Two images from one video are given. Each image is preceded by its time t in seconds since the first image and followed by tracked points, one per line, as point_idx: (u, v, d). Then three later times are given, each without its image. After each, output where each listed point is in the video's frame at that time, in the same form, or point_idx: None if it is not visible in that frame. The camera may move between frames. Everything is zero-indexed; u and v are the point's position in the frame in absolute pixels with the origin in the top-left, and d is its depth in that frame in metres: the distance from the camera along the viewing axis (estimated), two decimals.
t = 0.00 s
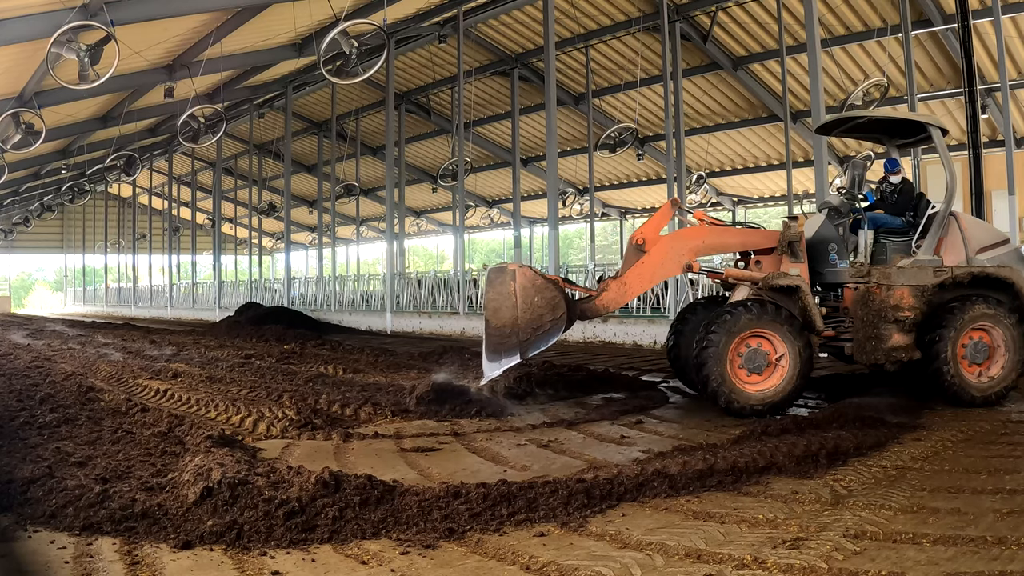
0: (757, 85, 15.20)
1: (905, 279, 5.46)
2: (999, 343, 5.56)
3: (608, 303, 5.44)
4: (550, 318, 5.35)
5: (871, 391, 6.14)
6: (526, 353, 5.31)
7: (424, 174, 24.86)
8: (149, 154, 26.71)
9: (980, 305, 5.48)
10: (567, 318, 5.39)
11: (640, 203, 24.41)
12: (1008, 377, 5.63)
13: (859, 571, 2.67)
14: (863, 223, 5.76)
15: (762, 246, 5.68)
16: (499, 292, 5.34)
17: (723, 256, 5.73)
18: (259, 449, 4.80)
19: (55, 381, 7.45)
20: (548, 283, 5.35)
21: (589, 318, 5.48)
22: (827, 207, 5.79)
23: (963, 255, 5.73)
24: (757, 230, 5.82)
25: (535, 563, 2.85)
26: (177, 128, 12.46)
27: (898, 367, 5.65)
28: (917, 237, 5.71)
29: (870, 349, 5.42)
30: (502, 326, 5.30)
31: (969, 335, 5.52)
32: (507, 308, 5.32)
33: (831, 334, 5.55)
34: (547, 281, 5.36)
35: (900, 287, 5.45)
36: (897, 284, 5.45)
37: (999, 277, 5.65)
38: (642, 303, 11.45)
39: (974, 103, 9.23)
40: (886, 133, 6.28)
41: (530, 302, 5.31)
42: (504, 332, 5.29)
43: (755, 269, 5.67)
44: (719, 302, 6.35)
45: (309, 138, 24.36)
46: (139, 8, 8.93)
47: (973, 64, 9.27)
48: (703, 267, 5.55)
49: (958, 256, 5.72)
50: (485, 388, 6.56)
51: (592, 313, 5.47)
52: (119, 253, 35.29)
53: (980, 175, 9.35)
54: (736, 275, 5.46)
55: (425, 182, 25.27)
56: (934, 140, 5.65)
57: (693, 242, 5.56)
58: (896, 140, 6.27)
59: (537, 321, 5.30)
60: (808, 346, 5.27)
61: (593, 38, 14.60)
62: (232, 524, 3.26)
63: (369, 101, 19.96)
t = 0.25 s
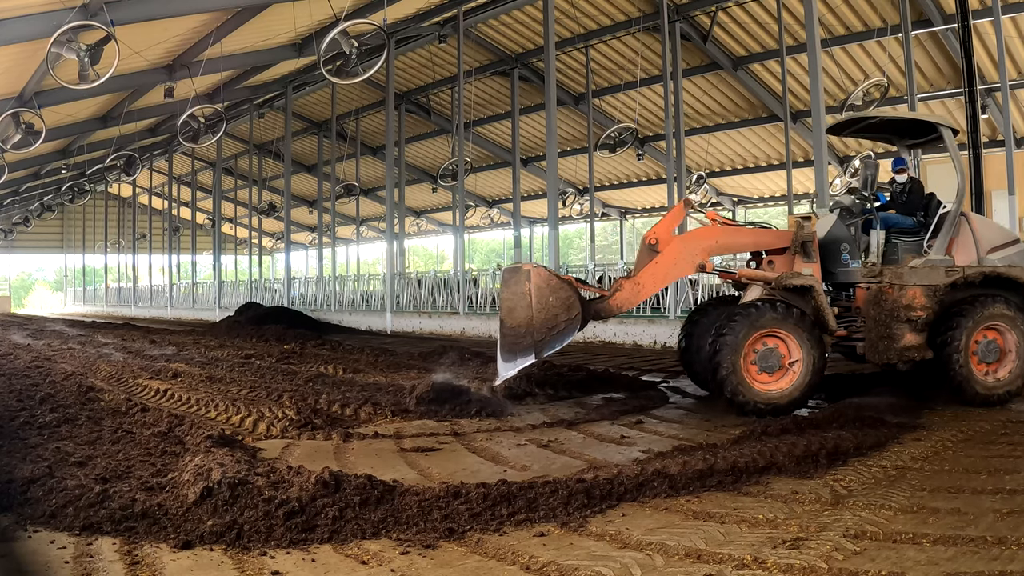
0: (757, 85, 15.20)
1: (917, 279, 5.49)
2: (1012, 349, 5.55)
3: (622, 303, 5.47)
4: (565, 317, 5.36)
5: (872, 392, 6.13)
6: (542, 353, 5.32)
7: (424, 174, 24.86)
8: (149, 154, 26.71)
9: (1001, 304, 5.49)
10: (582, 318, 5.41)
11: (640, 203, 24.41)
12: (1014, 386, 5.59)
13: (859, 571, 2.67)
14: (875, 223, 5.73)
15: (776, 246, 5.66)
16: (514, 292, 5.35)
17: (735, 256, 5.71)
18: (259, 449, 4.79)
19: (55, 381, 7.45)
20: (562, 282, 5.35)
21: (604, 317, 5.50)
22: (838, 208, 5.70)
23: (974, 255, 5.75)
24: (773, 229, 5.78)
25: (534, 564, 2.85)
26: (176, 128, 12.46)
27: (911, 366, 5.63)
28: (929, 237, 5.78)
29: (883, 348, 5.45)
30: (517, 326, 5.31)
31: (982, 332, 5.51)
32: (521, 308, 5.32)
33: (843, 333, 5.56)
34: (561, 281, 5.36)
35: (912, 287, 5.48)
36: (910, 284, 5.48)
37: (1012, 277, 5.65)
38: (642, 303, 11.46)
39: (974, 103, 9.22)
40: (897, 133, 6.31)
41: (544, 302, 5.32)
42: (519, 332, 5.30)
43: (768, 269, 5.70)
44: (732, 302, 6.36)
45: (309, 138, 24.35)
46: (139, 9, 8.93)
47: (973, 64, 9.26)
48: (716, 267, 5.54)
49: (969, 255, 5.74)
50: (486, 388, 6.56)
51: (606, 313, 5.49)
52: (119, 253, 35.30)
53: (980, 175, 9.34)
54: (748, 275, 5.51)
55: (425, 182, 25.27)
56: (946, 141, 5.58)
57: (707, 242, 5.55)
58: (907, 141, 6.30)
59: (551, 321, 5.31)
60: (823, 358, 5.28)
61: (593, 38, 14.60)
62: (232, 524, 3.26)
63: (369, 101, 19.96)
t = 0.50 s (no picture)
0: (757, 86, 15.20)
1: (934, 279, 5.53)
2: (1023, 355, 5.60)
3: (641, 302, 5.43)
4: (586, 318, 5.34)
5: (873, 392, 6.13)
6: (563, 354, 5.30)
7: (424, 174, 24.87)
8: (149, 154, 26.71)
9: None
10: (602, 318, 5.38)
11: (641, 203, 24.42)
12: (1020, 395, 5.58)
13: (859, 571, 2.67)
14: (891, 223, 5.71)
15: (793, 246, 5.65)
16: (533, 294, 5.32)
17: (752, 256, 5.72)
18: (259, 449, 4.79)
19: (55, 381, 7.45)
20: (582, 283, 5.33)
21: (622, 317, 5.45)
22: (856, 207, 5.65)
23: (989, 255, 5.79)
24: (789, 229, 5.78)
25: (534, 564, 2.85)
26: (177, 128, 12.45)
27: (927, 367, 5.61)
28: (944, 237, 5.73)
29: (899, 348, 5.43)
30: (537, 327, 5.28)
31: (1002, 331, 5.55)
32: (541, 309, 5.29)
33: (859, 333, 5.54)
34: (581, 281, 5.34)
35: (928, 287, 5.49)
36: (925, 283, 5.50)
37: None
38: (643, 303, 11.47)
39: (974, 103, 9.22)
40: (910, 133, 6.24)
41: (565, 303, 5.30)
42: (540, 334, 5.27)
43: (785, 269, 5.68)
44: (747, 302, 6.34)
45: (309, 138, 24.35)
46: (139, 9, 8.93)
47: (973, 64, 9.25)
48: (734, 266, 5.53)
49: (985, 256, 5.78)
50: (486, 387, 6.56)
51: (624, 313, 5.44)
52: (119, 254, 35.31)
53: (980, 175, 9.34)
54: (766, 275, 5.54)
55: (425, 182, 25.28)
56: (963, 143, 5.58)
57: (726, 241, 5.53)
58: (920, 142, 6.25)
59: (572, 321, 5.29)
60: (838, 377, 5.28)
61: (593, 38, 14.59)
62: (232, 524, 3.26)
63: (369, 100, 19.96)
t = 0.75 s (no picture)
0: (757, 86, 15.20)
1: (950, 279, 5.48)
2: None
3: (664, 302, 5.44)
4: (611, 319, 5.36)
5: (874, 392, 6.12)
6: (590, 356, 5.32)
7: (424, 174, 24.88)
8: (149, 154, 26.72)
9: None
10: (627, 318, 5.41)
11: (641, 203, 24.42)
12: None
13: (860, 571, 2.67)
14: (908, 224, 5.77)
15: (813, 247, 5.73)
16: (558, 298, 5.31)
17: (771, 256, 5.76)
18: (259, 449, 4.79)
19: (55, 381, 7.45)
20: (606, 284, 5.35)
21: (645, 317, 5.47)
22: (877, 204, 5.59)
23: (1006, 255, 5.80)
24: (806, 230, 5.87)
25: (534, 563, 2.85)
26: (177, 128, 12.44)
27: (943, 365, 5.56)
28: (961, 238, 5.75)
29: (917, 348, 5.37)
30: (563, 331, 5.28)
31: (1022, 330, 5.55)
32: (567, 313, 5.30)
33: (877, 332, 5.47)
34: (604, 283, 5.36)
35: (945, 287, 5.39)
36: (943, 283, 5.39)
37: None
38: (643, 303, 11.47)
39: (975, 103, 9.22)
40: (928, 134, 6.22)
41: (589, 305, 5.32)
42: (566, 337, 5.28)
43: (805, 269, 5.75)
44: (766, 302, 6.33)
45: (309, 138, 24.36)
46: (139, 9, 8.93)
47: (973, 65, 9.25)
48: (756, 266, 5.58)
49: (1001, 256, 5.79)
50: (486, 387, 6.56)
51: (646, 313, 5.46)
52: (119, 254, 35.32)
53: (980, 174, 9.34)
54: (786, 275, 5.59)
55: (425, 182, 25.28)
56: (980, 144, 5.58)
57: (747, 241, 5.58)
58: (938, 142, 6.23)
59: (597, 323, 5.30)
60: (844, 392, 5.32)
61: (593, 38, 14.59)
62: (232, 524, 3.26)
63: (369, 100, 19.96)
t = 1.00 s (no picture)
0: (757, 86, 15.20)
1: (968, 277, 5.50)
2: None
3: (688, 301, 5.47)
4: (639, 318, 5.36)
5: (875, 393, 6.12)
6: (619, 355, 5.31)
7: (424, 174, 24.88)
8: (149, 154, 26.71)
9: None
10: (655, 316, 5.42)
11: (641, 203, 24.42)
12: None
13: (860, 571, 2.67)
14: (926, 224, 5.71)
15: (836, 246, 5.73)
16: (586, 298, 5.33)
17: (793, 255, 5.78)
18: (259, 449, 4.79)
19: (55, 382, 7.45)
20: (633, 284, 5.37)
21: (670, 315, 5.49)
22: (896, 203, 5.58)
23: None
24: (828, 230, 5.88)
25: (534, 564, 2.85)
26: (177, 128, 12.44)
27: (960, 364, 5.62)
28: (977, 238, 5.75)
29: (934, 346, 5.46)
30: (591, 331, 5.28)
31: None
32: (594, 313, 5.31)
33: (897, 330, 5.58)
34: (631, 282, 5.37)
35: (963, 286, 5.48)
36: (960, 282, 5.49)
37: None
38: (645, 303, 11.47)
39: (976, 104, 9.22)
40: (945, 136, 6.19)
41: (617, 304, 5.32)
42: (595, 337, 5.28)
43: (827, 268, 5.76)
44: (785, 301, 6.34)
45: (309, 138, 24.36)
46: (139, 9, 8.93)
47: (973, 65, 9.25)
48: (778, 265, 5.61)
49: (1019, 255, 5.75)
50: (487, 387, 6.56)
51: (670, 311, 5.47)
52: (119, 254, 35.33)
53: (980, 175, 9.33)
54: (808, 273, 5.61)
55: (425, 182, 25.28)
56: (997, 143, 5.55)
57: (769, 241, 5.62)
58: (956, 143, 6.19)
59: (626, 322, 5.30)
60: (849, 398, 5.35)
61: (593, 38, 14.59)
62: (232, 524, 3.26)
63: (369, 101, 19.96)
